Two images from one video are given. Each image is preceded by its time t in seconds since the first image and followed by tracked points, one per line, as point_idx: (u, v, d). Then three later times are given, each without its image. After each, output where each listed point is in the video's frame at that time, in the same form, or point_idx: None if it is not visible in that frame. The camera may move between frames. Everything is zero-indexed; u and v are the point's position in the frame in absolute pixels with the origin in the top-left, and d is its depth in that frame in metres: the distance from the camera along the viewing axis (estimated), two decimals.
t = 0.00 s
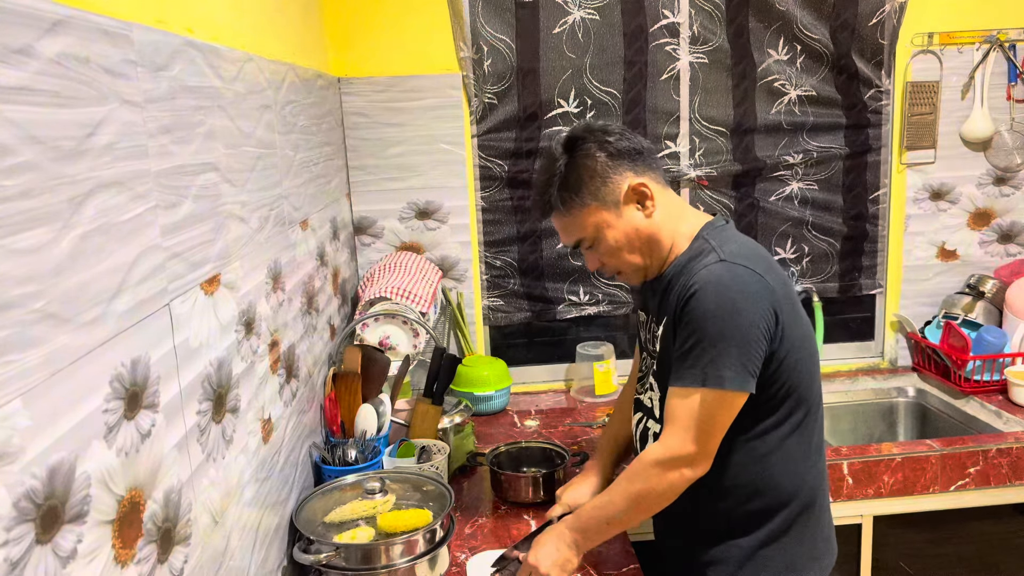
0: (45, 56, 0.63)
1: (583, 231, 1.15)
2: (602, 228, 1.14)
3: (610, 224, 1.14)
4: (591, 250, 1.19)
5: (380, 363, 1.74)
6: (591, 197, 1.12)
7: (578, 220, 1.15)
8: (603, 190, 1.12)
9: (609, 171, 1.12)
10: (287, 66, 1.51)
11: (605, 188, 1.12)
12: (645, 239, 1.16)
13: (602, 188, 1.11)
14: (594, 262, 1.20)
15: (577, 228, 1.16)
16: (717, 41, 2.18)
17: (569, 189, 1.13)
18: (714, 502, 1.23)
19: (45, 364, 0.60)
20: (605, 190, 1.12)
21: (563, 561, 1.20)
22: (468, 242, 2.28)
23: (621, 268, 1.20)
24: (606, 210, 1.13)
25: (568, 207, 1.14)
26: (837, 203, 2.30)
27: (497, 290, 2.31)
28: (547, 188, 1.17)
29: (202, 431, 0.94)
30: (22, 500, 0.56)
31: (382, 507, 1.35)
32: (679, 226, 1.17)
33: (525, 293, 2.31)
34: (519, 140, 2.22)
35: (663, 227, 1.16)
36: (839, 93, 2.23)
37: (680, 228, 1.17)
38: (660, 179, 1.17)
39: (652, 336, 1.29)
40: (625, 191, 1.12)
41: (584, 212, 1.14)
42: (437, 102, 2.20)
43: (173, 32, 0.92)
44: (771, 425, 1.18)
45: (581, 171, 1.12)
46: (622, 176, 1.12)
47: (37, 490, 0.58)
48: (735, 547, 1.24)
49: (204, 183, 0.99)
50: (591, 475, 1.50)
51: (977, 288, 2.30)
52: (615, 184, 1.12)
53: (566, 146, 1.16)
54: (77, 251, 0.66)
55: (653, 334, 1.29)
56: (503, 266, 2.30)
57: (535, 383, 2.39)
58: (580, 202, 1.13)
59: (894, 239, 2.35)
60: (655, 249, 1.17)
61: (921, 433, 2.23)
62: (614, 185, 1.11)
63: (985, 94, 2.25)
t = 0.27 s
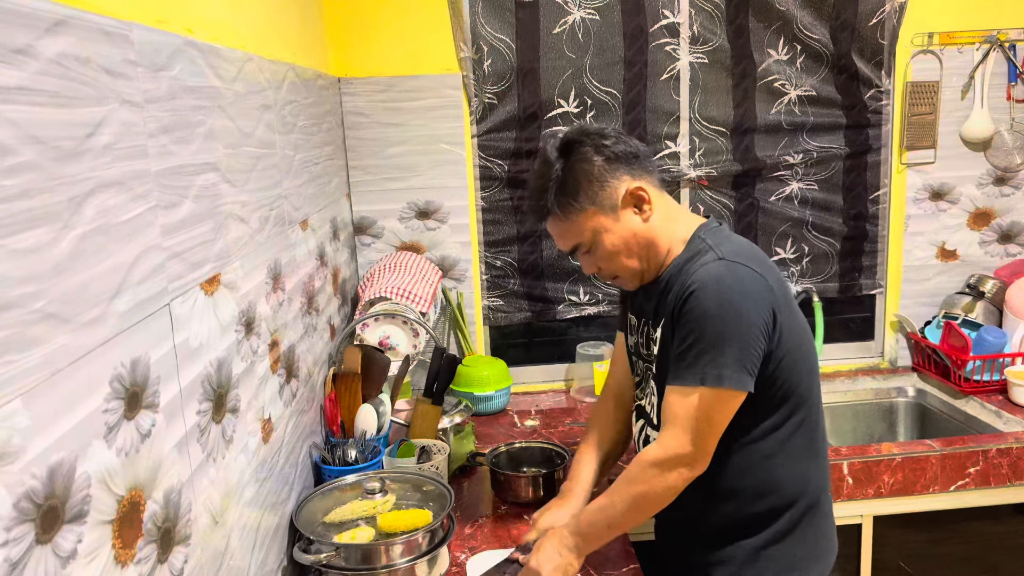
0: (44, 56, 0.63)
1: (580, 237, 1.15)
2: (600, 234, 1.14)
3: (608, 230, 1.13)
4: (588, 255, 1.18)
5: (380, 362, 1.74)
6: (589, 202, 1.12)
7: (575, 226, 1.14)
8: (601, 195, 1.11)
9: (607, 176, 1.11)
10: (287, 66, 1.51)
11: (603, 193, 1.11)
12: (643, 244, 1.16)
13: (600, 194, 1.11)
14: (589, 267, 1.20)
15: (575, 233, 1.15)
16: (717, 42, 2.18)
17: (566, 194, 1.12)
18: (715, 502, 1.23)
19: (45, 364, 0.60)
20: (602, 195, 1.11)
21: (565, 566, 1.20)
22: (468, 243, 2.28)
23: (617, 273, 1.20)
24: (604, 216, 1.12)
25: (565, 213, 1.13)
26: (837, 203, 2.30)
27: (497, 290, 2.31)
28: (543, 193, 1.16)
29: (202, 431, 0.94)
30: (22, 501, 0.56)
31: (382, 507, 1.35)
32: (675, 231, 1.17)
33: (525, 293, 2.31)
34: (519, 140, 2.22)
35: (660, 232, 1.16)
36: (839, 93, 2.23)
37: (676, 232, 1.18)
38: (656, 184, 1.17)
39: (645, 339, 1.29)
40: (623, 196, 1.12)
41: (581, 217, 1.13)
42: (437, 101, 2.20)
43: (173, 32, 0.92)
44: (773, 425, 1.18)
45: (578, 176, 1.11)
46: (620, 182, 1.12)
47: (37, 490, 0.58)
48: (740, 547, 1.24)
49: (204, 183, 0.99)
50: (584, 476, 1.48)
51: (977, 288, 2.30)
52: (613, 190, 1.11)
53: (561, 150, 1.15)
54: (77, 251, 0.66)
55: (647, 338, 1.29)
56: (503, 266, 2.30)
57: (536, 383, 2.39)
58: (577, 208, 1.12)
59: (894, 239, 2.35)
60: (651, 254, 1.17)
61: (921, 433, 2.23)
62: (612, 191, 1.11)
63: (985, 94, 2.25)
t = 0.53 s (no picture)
0: (44, 56, 0.63)
1: (578, 242, 1.15)
2: (597, 238, 1.14)
3: (605, 234, 1.13)
4: (586, 259, 1.18)
5: (379, 362, 1.75)
6: (586, 207, 1.12)
7: (572, 231, 1.14)
8: (597, 200, 1.11)
9: (603, 180, 1.11)
10: (287, 66, 1.51)
11: (600, 198, 1.11)
12: (641, 247, 1.16)
13: (596, 198, 1.11)
14: (588, 272, 1.20)
15: (572, 238, 1.15)
16: (717, 41, 2.18)
17: (563, 199, 1.12)
18: (717, 502, 1.23)
19: (45, 364, 0.60)
20: (599, 199, 1.11)
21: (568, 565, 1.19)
22: (468, 243, 2.28)
23: (615, 277, 1.20)
24: (601, 221, 1.13)
25: (561, 218, 1.14)
26: (837, 203, 2.30)
27: (497, 290, 2.31)
28: (539, 198, 1.16)
29: (202, 431, 0.94)
30: (22, 501, 0.56)
31: (382, 507, 1.35)
32: (673, 233, 1.17)
33: (525, 293, 2.31)
34: (519, 140, 2.22)
35: (658, 235, 1.16)
36: (839, 93, 2.23)
37: (674, 235, 1.18)
38: (653, 187, 1.17)
39: (642, 339, 1.30)
40: (620, 200, 1.12)
41: (578, 222, 1.13)
42: (437, 101, 2.20)
43: (173, 32, 0.92)
44: (773, 424, 1.18)
45: (574, 180, 1.11)
46: (616, 186, 1.12)
47: (37, 490, 0.58)
48: (747, 547, 1.24)
49: (204, 183, 0.99)
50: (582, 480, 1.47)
51: (977, 288, 2.30)
52: (609, 194, 1.11)
53: (557, 155, 1.15)
54: (77, 250, 0.66)
55: (644, 338, 1.29)
56: (503, 266, 2.30)
57: (536, 383, 2.39)
58: (574, 213, 1.12)
59: (894, 239, 2.35)
60: (650, 257, 1.17)
61: (921, 433, 2.23)
62: (608, 195, 1.11)
63: (985, 94, 2.25)
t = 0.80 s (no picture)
0: (44, 56, 0.63)
1: (576, 249, 1.15)
2: (596, 246, 1.14)
3: (604, 241, 1.13)
4: (585, 266, 1.18)
5: (380, 362, 1.75)
6: (584, 215, 1.11)
7: (570, 239, 1.14)
8: (595, 207, 1.11)
9: (601, 188, 1.11)
10: (287, 66, 1.51)
11: (597, 206, 1.11)
12: (639, 253, 1.16)
13: (594, 206, 1.11)
14: (587, 278, 1.20)
15: (571, 246, 1.15)
16: (717, 42, 2.18)
17: (560, 208, 1.12)
18: (717, 504, 1.23)
19: (45, 364, 0.60)
20: (597, 207, 1.11)
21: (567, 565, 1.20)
22: (468, 243, 2.28)
23: (614, 282, 1.20)
24: (599, 228, 1.12)
25: (559, 227, 1.13)
26: (837, 203, 2.30)
27: (497, 290, 2.31)
28: (536, 207, 1.15)
29: (202, 431, 0.94)
30: (22, 500, 0.56)
31: (382, 507, 1.35)
32: (670, 237, 1.18)
33: (525, 293, 2.30)
34: (519, 140, 2.22)
35: (656, 240, 1.16)
36: (839, 93, 2.23)
37: (671, 239, 1.18)
38: (650, 192, 1.17)
39: (642, 342, 1.30)
40: (617, 208, 1.12)
41: (576, 231, 1.13)
42: (437, 101, 2.20)
43: (173, 32, 0.92)
44: (772, 426, 1.18)
45: (572, 189, 1.11)
46: (613, 193, 1.11)
47: (37, 490, 0.58)
48: (746, 547, 1.24)
49: (204, 183, 0.99)
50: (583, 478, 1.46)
51: (977, 288, 2.30)
52: (607, 202, 1.11)
53: (553, 163, 1.15)
54: (77, 250, 0.66)
55: (644, 341, 1.29)
56: (503, 266, 2.30)
57: (536, 383, 2.39)
58: (572, 222, 1.12)
59: (894, 239, 2.35)
60: (648, 262, 1.17)
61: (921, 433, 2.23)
62: (606, 202, 1.11)
63: (985, 94, 2.25)
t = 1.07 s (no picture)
0: (44, 56, 0.63)
1: (581, 244, 1.15)
2: (601, 240, 1.14)
3: (608, 236, 1.13)
4: (589, 262, 1.18)
5: (380, 362, 1.75)
6: (588, 209, 1.11)
7: (575, 233, 1.14)
8: (599, 202, 1.11)
9: (605, 182, 1.11)
10: (287, 66, 1.51)
11: (601, 200, 1.11)
12: (644, 247, 1.16)
13: (598, 200, 1.11)
14: (591, 273, 1.20)
15: (576, 241, 1.15)
16: (717, 42, 2.18)
17: (565, 202, 1.12)
18: (718, 501, 1.23)
19: (45, 364, 0.60)
20: (601, 201, 1.11)
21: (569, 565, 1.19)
22: (468, 243, 2.28)
23: (618, 277, 1.20)
24: (604, 223, 1.12)
25: (564, 222, 1.13)
26: (837, 203, 2.30)
27: (497, 290, 2.31)
28: (541, 202, 1.15)
29: (202, 431, 0.94)
30: (22, 500, 0.56)
31: (382, 506, 1.35)
32: (675, 232, 1.18)
33: (525, 293, 2.30)
34: (519, 140, 2.22)
35: (661, 235, 1.16)
36: (839, 93, 2.23)
37: (676, 234, 1.18)
38: (654, 187, 1.17)
39: (643, 337, 1.30)
40: (622, 202, 1.12)
41: (581, 225, 1.13)
42: (437, 102, 2.20)
43: (173, 32, 0.92)
44: (774, 423, 1.18)
45: (576, 183, 1.11)
46: (618, 187, 1.11)
47: (37, 490, 0.58)
48: (747, 544, 1.24)
49: (204, 183, 0.99)
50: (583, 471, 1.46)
51: (977, 288, 2.30)
52: (612, 196, 1.11)
53: (557, 158, 1.15)
54: (77, 250, 0.66)
55: (645, 337, 1.29)
56: (503, 266, 2.30)
57: (536, 383, 2.39)
58: (577, 216, 1.12)
59: (894, 239, 2.35)
60: (653, 257, 1.17)
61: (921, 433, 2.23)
62: (610, 197, 1.11)
63: (985, 94, 2.25)
